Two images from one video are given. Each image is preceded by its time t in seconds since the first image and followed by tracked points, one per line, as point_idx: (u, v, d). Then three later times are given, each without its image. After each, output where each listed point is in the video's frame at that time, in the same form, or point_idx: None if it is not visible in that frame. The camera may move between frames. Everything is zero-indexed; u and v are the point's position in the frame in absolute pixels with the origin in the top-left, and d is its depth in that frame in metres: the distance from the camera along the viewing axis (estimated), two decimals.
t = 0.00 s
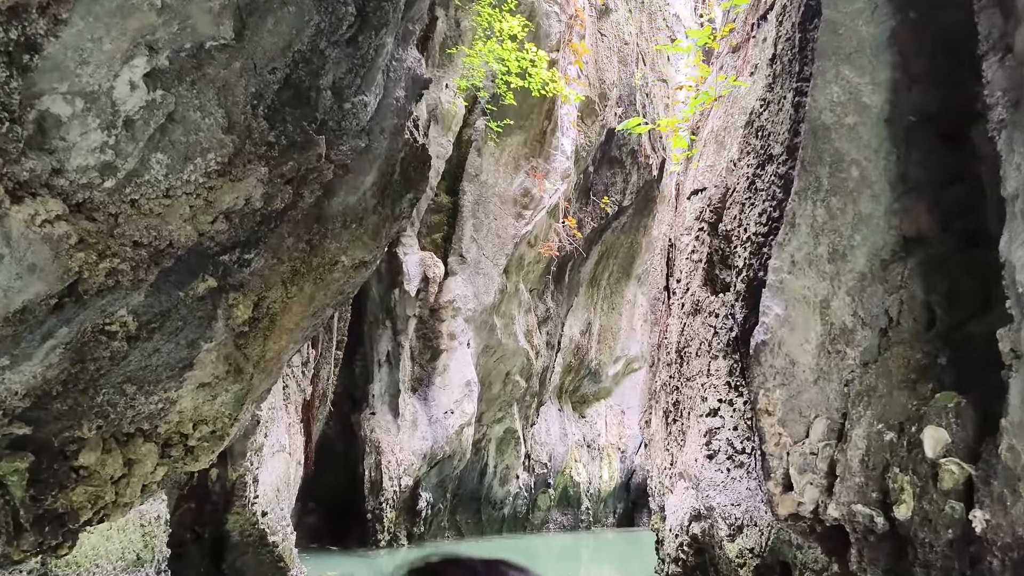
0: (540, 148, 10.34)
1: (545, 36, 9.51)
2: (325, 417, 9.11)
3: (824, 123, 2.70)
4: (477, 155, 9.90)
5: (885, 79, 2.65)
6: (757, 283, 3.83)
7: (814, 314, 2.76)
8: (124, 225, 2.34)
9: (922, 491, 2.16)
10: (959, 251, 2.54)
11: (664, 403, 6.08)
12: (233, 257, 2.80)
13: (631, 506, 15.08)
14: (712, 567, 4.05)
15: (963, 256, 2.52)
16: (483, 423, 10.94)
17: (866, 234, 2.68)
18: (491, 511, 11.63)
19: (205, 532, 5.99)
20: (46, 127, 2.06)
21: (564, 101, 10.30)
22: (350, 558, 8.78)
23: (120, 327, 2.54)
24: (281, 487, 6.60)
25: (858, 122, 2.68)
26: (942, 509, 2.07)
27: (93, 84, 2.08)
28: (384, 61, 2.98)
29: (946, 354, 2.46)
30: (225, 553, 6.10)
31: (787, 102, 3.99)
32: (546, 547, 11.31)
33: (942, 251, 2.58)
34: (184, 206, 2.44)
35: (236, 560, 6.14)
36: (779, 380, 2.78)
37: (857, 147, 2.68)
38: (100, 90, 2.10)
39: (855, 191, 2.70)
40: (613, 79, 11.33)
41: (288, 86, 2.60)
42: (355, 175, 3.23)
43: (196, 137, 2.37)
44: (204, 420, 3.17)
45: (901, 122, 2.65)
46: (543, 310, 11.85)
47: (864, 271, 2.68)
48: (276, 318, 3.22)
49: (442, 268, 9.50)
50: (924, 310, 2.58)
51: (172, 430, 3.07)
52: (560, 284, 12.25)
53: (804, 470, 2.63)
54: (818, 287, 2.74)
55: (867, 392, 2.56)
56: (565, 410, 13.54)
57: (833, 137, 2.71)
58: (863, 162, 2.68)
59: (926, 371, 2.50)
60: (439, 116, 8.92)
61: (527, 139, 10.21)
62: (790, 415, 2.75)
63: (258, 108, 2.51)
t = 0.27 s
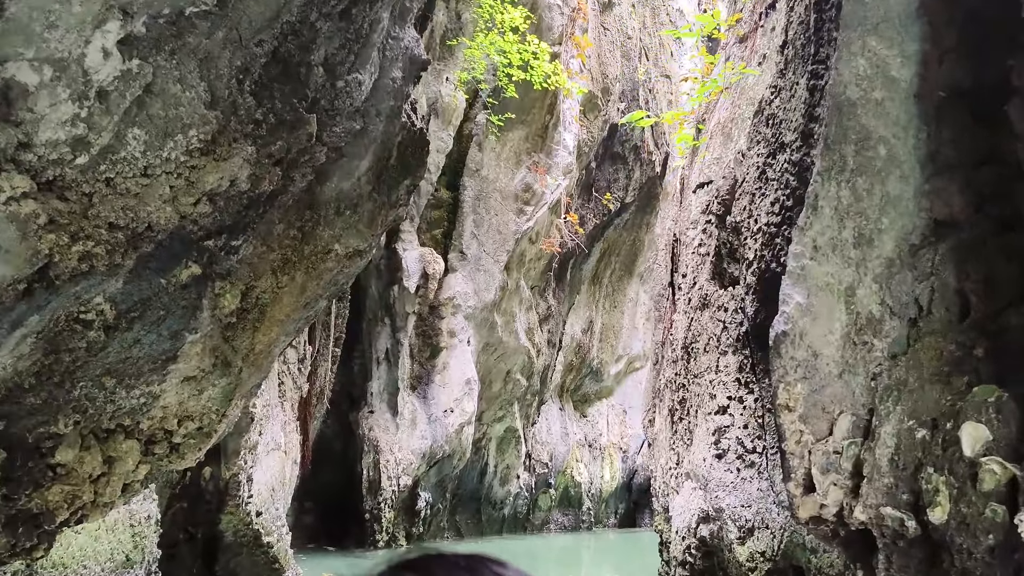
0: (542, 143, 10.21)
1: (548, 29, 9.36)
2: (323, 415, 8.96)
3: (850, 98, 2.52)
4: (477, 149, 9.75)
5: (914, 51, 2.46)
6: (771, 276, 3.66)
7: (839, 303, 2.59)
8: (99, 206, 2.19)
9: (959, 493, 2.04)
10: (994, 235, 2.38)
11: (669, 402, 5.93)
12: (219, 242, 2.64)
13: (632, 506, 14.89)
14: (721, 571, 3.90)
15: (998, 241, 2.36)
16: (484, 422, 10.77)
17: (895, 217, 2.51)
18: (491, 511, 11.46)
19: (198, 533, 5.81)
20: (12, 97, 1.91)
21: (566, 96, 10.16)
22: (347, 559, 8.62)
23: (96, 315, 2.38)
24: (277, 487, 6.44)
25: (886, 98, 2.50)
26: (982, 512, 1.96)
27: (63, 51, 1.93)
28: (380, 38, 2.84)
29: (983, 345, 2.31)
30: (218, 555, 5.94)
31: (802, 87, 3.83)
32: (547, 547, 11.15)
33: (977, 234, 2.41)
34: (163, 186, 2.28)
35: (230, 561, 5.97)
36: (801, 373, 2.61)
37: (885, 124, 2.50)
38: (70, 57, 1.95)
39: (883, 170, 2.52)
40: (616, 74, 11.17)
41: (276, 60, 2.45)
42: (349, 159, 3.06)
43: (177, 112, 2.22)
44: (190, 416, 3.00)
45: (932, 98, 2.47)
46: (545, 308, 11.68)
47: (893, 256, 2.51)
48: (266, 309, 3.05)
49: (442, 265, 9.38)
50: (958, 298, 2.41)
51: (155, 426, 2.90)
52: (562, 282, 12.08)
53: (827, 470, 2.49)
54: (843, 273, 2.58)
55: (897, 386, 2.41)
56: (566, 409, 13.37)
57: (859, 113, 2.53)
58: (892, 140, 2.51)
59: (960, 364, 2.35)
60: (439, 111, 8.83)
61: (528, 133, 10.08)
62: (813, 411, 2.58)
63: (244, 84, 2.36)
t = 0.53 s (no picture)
0: (542, 139, 10.05)
1: (548, 23, 9.19)
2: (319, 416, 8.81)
3: (876, 71, 2.39)
4: (476, 145, 9.60)
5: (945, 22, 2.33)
6: (783, 269, 3.51)
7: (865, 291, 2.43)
8: (66, 187, 2.03)
9: (1000, 498, 1.91)
10: None
11: (673, 402, 5.77)
12: (199, 229, 2.48)
13: (633, 508, 14.69)
14: None
15: None
16: (482, 422, 10.60)
17: (927, 198, 2.38)
18: (490, 513, 11.28)
19: (188, 536, 5.64)
20: None
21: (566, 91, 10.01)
22: (343, 562, 8.45)
23: (66, 306, 2.22)
24: (269, 488, 6.27)
25: (915, 70, 2.37)
26: None
27: (23, 16, 1.76)
28: (372, 15, 2.67)
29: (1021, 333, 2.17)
30: (209, 558, 5.76)
31: (813, 72, 3.67)
32: (547, 549, 10.98)
33: (1014, 217, 2.26)
34: (136, 166, 2.12)
35: (221, 565, 5.81)
36: (825, 367, 2.44)
37: (914, 98, 2.37)
38: (31, 23, 1.78)
39: (912, 147, 2.39)
40: (617, 69, 11.00)
41: (259, 33, 2.28)
42: (340, 144, 2.90)
43: (150, 85, 2.05)
44: (171, 415, 2.84)
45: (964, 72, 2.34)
46: (544, 306, 11.51)
47: (923, 242, 2.37)
48: (252, 302, 2.89)
49: (440, 263, 9.26)
50: (994, 286, 2.26)
51: (134, 426, 2.74)
52: (562, 280, 11.90)
53: (853, 472, 2.35)
54: (870, 259, 2.42)
55: (929, 380, 2.27)
56: (566, 409, 13.19)
57: (886, 87, 2.40)
58: (921, 115, 2.38)
59: (998, 356, 2.19)
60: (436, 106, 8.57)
61: (529, 129, 9.93)
62: (838, 409, 2.42)
63: (224, 58, 2.20)
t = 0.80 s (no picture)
0: (540, 134, 9.89)
1: (546, 17, 9.04)
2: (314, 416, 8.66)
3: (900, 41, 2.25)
4: (474, 141, 9.41)
5: None
6: (793, 260, 3.35)
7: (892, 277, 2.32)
8: (26, 165, 1.88)
9: None
10: None
11: (677, 401, 5.60)
12: (173, 213, 2.33)
13: (633, 508, 14.51)
14: None
15: None
16: (480, 422, 10.44)
17: (957, 176, 2.23)
18: (489, 515, 11.11)
19: (177, 540, 5.49)
20: None
21: (565, 84, 9.87)
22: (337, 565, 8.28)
23: (29, 295, 2.06)
24: (261, 490, 6.11)
25: (943, 39, 2.22)
26: None
27: None
28: None
29: None
30: (198, 563, 5.59)
31: (823, 56, 3.51)
32: (546, 551, 10.81)
33: None
34: (102, 142, 1.97)
35: (211, 569, 5.64)
36: (849, 359, 2.34)
37: (942, 69, 2.23)
38: None
39: (941, 123, 2.25)
40: (616, 64, 10.84)
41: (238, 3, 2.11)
42: (328, 127, 2.73)
43: (117, 56, 1.89)
44: (149, 413, 2.69)
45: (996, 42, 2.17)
46: (543, 305, 11.34)
47: (953, 223, 2.23)
48: (234, 294, 2.73)
49: (437, 260, 9.11)
50: None
51: (109, 425, 2.58)
52: (561, 279, 11.74)
53: (878, 472, 2.24)
54: (896, 242, 2.31)
55: (963, 372, 2.10)
56: (565, 409, 13.01)
57: (913, 57, 2.25)
58: (951, 87, 2.23)
59: None
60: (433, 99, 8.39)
61: (526, 125, 9.77)
62: (861, 404, 2.32)
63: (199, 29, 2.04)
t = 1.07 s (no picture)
0: (540, 128, 9.71)
1: (546, 8, 8.85)
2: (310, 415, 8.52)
3: None
4: (472, 134, 9.31)
5: None
6: (805, 247, 3.20)
7: (925, 254, 2.30)
8: None
9: None
10: None
11: (681, 397, 5.45)
12: (146, 194, 2.19)
13: (634, 508, 14.33)
14: None
15: None
16: (479, 421, 10.28)
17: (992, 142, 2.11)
18: (489, 514, 10.97)
19: (167, 541, 5.34)
20: None
21: (565, 76, 9.65)
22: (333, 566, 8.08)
23: None
24: (254, 490, 5.93)
25: None
26: None
27: None
28: None
29: None
30: (188, 565, 5.42)
31: (834, 35, 3.36)
32: (547, 551, 10.65)
33: None
34: (65, 112, 1.81)
35: (201, 572, 5.44)
36: (881, 344, 2.33)
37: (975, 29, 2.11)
38: None
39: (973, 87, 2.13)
40: (616, 57, 10.68)
41: None
42: (316, 105, 2.58)
43: (79, 16, 1.74)
44: (126, 408, 2.54)
45: None
46: (543, 301, 11.18)
47: (991, 197, 2.25)
48: (216, 282, 2.58)
49: (435, 255, 8.96)
50: None
51: (83, 422, 2.42)
52: (560, 275, 11.59)
53: (910, 470, 2.20)
54: (930, 217, 2.32)
55: (1004, 359, 2.11)
56: (564, 407, 12.84)
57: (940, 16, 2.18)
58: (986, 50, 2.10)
59: None
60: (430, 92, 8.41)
61: (525, 118, 9.62)
62: (893, 395, 2.30)
63: None
